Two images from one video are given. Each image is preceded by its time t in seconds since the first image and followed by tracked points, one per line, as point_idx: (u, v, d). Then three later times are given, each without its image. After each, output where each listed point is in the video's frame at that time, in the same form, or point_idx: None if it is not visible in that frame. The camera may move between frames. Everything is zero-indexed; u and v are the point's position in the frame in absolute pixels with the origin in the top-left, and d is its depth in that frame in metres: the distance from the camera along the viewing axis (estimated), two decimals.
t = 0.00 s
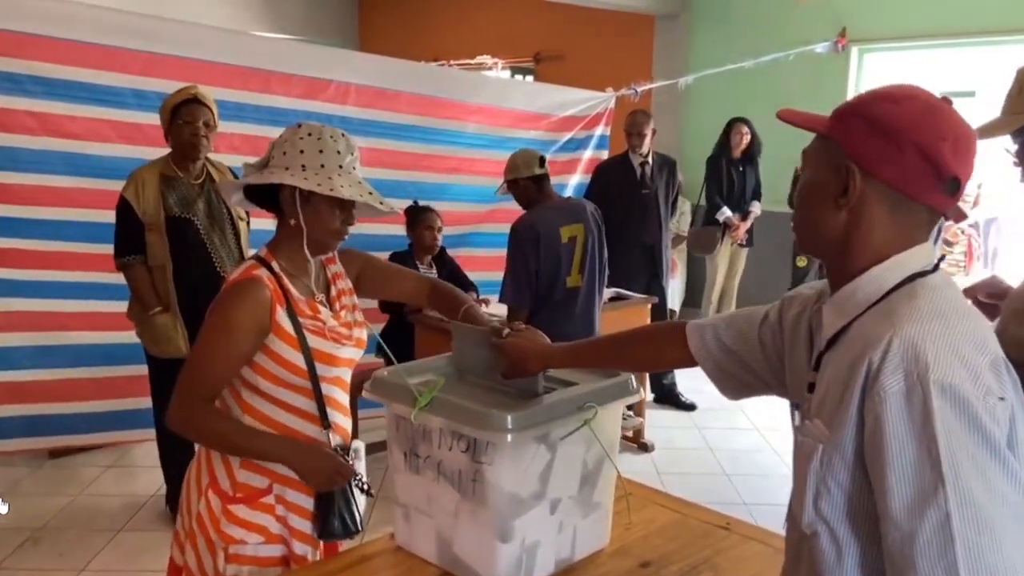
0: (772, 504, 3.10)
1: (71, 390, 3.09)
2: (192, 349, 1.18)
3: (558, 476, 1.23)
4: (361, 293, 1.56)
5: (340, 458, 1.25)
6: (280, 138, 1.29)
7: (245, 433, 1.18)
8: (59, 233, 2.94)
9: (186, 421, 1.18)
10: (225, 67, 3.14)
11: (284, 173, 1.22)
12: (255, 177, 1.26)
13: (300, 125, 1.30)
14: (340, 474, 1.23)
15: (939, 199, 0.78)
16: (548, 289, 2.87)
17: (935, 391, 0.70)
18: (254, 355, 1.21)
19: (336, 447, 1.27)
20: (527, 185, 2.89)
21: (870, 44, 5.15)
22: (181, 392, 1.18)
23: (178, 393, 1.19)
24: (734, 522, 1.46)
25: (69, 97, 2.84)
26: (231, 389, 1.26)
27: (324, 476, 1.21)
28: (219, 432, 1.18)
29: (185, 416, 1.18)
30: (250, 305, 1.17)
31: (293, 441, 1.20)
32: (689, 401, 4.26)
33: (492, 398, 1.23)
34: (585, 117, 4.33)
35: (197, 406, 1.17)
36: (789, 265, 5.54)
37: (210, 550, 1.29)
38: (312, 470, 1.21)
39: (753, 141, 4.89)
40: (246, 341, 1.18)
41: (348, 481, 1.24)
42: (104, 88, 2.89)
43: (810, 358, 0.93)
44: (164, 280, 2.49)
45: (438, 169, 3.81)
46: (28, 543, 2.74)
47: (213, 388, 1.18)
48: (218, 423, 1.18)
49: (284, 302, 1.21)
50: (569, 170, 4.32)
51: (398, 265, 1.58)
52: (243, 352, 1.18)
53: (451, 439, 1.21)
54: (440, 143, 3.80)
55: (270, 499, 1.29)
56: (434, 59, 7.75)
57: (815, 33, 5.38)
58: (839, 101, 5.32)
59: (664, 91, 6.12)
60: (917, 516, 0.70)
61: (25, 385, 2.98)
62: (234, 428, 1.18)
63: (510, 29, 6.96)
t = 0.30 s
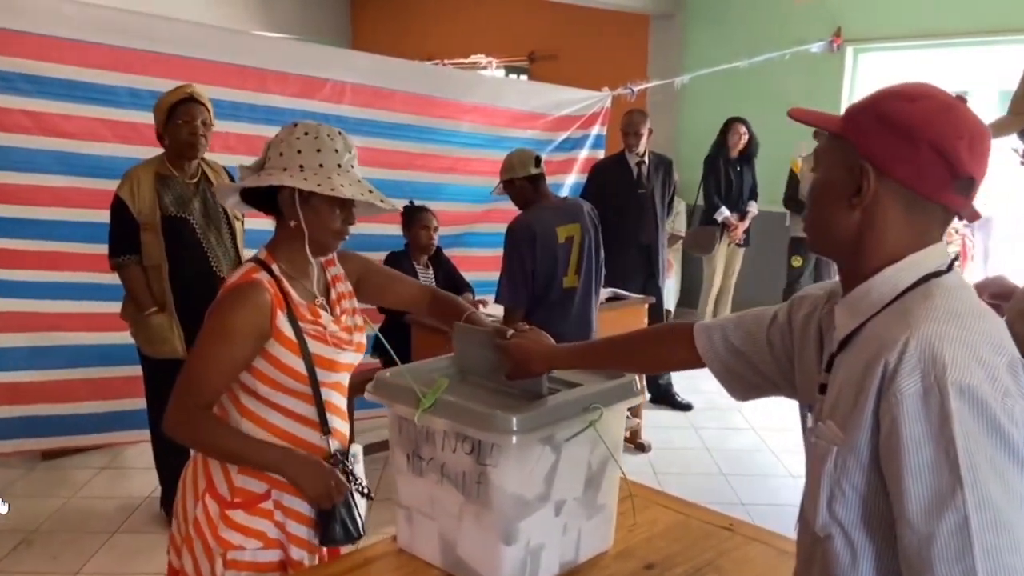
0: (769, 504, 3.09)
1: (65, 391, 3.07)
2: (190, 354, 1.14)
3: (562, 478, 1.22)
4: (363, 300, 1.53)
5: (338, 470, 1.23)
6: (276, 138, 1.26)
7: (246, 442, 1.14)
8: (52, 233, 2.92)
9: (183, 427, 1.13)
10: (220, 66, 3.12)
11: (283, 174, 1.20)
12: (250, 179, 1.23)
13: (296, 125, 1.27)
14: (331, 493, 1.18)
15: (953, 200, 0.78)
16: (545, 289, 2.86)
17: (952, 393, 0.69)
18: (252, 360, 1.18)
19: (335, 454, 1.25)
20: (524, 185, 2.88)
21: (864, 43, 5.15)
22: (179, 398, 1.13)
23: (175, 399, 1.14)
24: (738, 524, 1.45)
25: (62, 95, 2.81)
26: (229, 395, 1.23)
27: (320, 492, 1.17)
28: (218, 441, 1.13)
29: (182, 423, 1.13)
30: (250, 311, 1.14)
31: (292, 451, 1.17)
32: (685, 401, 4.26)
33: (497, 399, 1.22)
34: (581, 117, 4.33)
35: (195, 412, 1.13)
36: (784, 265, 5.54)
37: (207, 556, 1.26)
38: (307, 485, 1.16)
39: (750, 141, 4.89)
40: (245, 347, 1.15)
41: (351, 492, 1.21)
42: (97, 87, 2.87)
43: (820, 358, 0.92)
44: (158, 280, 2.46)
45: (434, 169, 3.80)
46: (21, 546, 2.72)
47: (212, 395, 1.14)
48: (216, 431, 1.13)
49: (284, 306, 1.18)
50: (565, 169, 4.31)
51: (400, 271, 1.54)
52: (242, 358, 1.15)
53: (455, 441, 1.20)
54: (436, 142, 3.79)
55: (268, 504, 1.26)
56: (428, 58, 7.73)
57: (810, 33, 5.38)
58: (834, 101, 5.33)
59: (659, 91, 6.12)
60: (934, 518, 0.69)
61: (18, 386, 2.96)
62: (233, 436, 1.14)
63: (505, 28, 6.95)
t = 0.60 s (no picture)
0: (766, 504, 3.09)
1: (59, 392, 3.05)
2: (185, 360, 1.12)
3: (565, 479, 1.21)
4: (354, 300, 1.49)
5: (337, 472, 1.22)
6: (267, 138, 1.24)
7: (246, 448, 1.12)
8: (46, 234, 2.90)
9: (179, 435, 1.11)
10: (215, 66, 3.10)
11: (278, 175, 1.18)
12: (241, 183, 1.20)
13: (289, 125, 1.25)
14: (333, 497, 1.18)
15: (962, 200, 0.77)
16: (541, 289, 2.86)
17: (964, 395, 0.69)
18: (250, 364, 1.16)
19: (334, 458, 1.23)
20: (520, 186, 2.87)
21: (860, 44, 5.15)
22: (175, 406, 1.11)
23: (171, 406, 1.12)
24: (740, 525, 1.44)
25: (56, 95, 2.80)
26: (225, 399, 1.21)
27: (322, 495, 1.16)
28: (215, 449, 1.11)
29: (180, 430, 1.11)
30: (246, 315, 1.12)
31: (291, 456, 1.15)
32: (682, 401, 4.26)
33: (500, 400, 1.22)
34: (577, 117, 4.32)
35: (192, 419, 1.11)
36: (780, 265, 5.55)
37: (206, 563, 1.24)
38: (309, 490, 1.15)
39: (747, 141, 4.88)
40: (242, 352, 1.13)
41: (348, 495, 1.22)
42: (92, 86, 2.85)
43: (827, 359, 0.93)
44: (157, 280, 2.45)
45: (430, 169, 3.79)
46: (16, 549, 2.70)
47: (210, 401, 1.12)
48: (214, 438, 1.11)
49: (280, 308, 1.16)
50: (561, 169, 4.30)
51: (388, 270, 1.52)
52: (238, 363, 1.13)
53: (458, 442, 1.19)
54: (432, 142, 3.78)
55: (267, 508, 1.24)
56: (423, 57, 7.72)
57: (806, 33, 5.38)
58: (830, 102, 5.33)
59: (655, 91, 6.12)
60: (946, 520, 0.69)
61: (13, 387, 2.95)
62: (232, 443, 1.11)
63: (500, 27, 6.94)
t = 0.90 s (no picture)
0: (763, 504, 3.10)
1: (55, 393, 3.03)
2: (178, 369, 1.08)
3: (567, 480, 1.21)
4: (341, 300, 1.47)
5: (336, 474, 1.22)
6: (250, 139, 1.21)
7: (244, 456, 1.09)
8: (41, 234, 2.88)
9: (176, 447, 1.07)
10: (212, 65, 3.09)
11: (266, 176, 1.15)
12: (226, 187, 1.16)
13: (271, 124, 1.23)
14: (335, 501, 1.15)
15: (970, 200, 0.77)
16: (537, 290, 2.85)
17: (974, 395, 0.68)
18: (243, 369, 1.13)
19: (328, 460, 1.23)
20: (516, 186, 2.87)
21: (855, 44, 5.16)
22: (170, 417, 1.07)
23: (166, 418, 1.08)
24: (741, 525, 1.44)
25: (52, 94, 2.78)
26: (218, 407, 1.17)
27: (327, 498, 1.13)
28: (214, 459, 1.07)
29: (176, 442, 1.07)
30: (239, 318, 1.09)
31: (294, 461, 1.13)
32: (678, 401, 4.26)
33: (500, 401, 1.21)
34: (573, 117, 4.32)
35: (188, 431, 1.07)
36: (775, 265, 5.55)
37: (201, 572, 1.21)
38: (312, 492, 1.12)
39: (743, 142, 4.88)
40: (236, 357, 1.09)
41: (349, 497, 1.19)
42: (87, 85, 2.84)
43: (832, 358, 0.93)
44: (157, 280, 2.45)
45: (427, 169, 3.78)
46: (11, 551, 2.68)
47: (206, 409, 1.08)
48: (212, 448, 1.07)
49: (273, 311, 1.14)
50: (558, 170, 4.30)
51: (375, 273, 1.52)
52: (232, 369, 1.09)
53: (459, 443, 1.18)
54: (429, 142, 3.77)
55: (264, 514, 1.22)
56: (419, 56, 7.69)
57: (802, 33, 5.39)
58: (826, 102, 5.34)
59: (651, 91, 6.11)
60: (955, 522, 0.69)
61: (9, 388, 2.93)
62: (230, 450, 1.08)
63: (496, 27, 6.92)
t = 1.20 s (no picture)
0: (761, 504, 3.10)
1: (51, 394, 3.02)
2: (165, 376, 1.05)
3: (568, 481, 1.20)
4: (328, 303, 1.44)
5: (327, 479, 1.18)
6: (233, 140, 1.19)
7: (235, 463, 1.06)
8: (37, 234, 2.87)
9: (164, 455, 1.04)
10: (208, 65, 3.08)
11: (252, 177, 1.13)
12: (211, 188, 1.13)
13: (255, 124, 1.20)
14: (329, 506, 1.13)
15: (975, 199, 0.77)
16: (534, 289, 2.84)
17: (981, 395, 0.68)
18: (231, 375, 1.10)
19: (318, 465, 1.19)
20: (513, 186, 2.86)
21: (850, 44, 5.17)
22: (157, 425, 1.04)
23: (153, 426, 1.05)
24: (741, 526, 1.44)
25: (48, 94, 2.77)
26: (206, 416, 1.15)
27: (321, 505, 1.11)
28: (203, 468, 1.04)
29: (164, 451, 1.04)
30: (227, 322, 1.06)
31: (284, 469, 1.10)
32: (675, 401, 4.26)
33: (501, 401, 1.21)
34: (570, 117, 4.32)
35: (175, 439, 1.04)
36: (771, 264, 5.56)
37: None
38: (306, 499, 1.10)
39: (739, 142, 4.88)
40: (224, 363, 1.07)
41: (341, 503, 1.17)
42: (83, 85, 2.82)
43: (835, 357, 0.93)
44: (155, 280, 2.43)
45: (423, 169, 3.77)
46: (6, 553, 2.67)
47: (194, 415, 1.05)
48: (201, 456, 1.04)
49: (261, 315, 1.11)
50: (554, 169, 4.29)
51: (362, 274, 1.48)
52: (221, 375, 1.07)
53: (460, 444, 1.17)
54: (426, 142, 3.76)
55: (253, 521, 1.17)
56: (414, 56, 7.68)
57: (797, 34, 5.39)
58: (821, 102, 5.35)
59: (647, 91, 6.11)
60: (962, 522, 0.68)
61: (5, 389, 2.92)
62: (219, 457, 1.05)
63: (491, 26, 6.91)
